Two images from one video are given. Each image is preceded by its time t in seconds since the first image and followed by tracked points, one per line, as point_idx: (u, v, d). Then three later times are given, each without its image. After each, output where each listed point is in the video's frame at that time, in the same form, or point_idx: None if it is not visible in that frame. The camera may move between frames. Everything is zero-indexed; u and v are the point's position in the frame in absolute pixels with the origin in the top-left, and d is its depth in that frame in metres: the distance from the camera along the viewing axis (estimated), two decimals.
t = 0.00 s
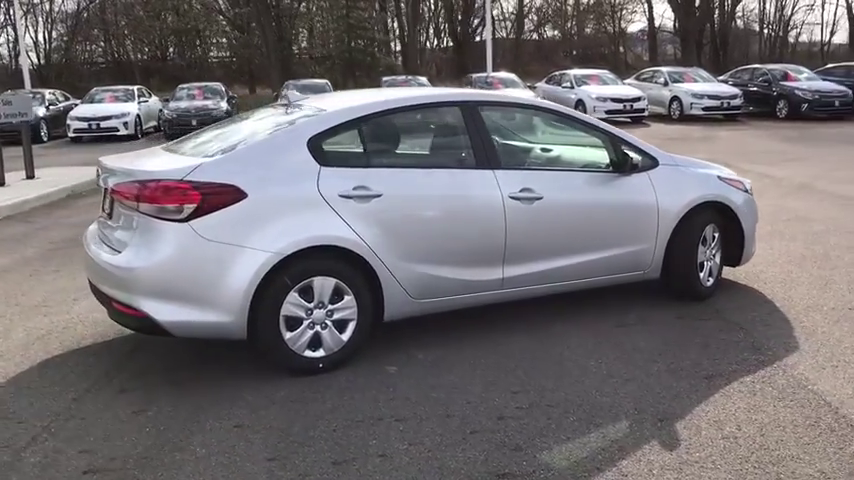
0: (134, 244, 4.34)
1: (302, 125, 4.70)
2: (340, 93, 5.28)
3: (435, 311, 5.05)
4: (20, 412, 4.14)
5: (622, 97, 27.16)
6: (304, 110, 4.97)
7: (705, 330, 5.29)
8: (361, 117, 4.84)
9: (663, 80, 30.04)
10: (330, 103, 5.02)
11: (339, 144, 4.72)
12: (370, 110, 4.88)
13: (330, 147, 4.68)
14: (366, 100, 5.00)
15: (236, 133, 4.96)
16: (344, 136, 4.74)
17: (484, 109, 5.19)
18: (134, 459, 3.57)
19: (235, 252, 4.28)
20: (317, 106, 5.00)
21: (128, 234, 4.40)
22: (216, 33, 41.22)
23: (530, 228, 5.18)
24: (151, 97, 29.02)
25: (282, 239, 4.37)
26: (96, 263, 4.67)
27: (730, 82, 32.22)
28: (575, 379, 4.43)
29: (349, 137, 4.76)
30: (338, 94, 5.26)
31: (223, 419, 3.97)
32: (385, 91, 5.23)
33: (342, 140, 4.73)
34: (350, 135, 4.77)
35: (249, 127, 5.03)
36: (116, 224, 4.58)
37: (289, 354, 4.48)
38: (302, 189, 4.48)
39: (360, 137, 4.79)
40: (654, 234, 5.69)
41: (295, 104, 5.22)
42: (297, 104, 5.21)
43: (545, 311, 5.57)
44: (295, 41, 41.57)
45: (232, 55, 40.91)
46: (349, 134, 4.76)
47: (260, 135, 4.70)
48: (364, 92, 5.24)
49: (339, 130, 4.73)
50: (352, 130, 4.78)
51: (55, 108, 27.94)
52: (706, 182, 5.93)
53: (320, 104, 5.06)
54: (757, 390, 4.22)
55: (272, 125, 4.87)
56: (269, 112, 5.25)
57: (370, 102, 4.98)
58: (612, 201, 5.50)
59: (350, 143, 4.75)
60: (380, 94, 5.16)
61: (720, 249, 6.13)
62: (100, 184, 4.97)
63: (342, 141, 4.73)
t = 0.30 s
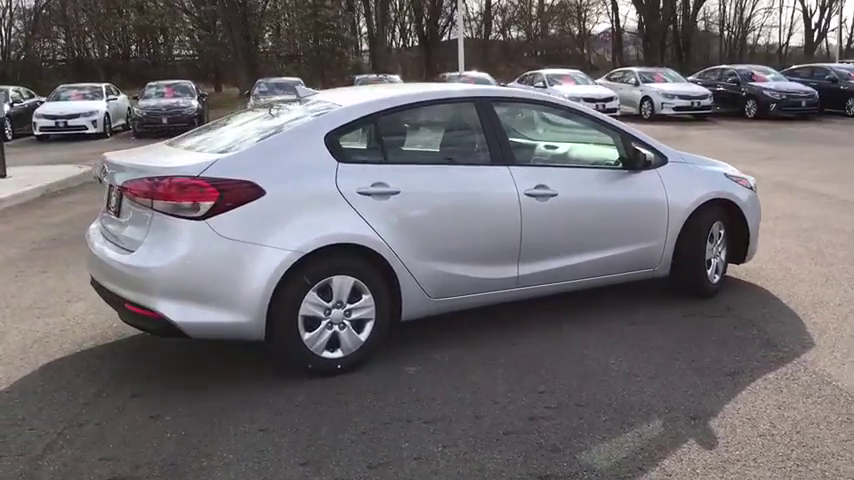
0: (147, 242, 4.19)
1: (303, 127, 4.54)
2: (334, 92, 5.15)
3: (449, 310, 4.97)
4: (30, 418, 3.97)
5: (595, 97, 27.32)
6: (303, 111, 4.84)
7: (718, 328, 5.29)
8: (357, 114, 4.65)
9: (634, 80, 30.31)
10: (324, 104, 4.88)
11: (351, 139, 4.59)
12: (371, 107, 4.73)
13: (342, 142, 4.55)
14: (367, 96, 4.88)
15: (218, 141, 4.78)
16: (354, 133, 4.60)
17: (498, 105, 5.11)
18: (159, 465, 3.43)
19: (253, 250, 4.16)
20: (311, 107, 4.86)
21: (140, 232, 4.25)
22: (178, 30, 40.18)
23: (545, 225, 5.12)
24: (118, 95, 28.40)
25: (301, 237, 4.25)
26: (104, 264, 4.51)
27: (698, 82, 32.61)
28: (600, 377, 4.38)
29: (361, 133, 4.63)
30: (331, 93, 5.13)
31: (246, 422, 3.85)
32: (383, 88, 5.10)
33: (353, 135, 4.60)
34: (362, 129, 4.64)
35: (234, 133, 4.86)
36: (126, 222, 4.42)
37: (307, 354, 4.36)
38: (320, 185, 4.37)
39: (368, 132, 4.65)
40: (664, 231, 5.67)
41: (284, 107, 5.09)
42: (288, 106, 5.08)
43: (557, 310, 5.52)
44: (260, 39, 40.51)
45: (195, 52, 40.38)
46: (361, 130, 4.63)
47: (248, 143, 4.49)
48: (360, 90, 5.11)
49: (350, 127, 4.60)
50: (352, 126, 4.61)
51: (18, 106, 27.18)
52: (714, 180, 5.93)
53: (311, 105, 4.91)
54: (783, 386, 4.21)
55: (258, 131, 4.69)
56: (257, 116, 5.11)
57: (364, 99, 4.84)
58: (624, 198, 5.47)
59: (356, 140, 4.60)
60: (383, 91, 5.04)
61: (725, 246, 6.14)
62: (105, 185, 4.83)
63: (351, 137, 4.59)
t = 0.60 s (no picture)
0: (163, 245, 4.01)
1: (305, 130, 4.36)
2: (323, 96, 5.00)
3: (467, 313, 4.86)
4: (42, 432, 3.78)
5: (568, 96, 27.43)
6: (293, 117, 4.69)
7: (735, 329, 5.25)
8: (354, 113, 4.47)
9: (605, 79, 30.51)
10: (316, 109, 4.72)
11: (365, 137, 4.44)
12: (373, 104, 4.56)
13: (356, 140, 4.39)
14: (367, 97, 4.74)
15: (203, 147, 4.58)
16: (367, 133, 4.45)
17: (515, 103, 5.01)
18: None
19: (275, 253, 4.01)
20: (298, 114, 4.71)
21: (155, 235, 4.07)
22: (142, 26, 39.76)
23: (563, 226, 5.03)
24: (84, 93, 27.80)
25: (323, 240, 4.11)
26: (113, 268, 4.32)
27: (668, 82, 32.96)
28: (627, 381, 4.31)
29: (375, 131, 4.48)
30: (320, 98, 4.98)
31: (273, 433, 3.70)
32: (377, 89, 4.97)
33: (367, 135, 4.45)
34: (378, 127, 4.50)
35: (216, 141, 4.67)
36: (137, 225, 4.23)
37: (328, 361, 4.22)
38: (341, 186, 4.23)
39: (381, 131, 4.50)
40: (676, 231, 5.62)
41: (267, 116, 4.96)
42: (271, 114, 4.95)
43: (571, 313, 5.44)
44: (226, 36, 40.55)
45: (156, 50, 39.92)
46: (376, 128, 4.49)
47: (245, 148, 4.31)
48: (348, 94, 4.97)
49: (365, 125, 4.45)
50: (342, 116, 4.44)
51: None
52: (723, 179, 5.90)
53: (297, 112, 4.76)
54: (813, 387, 4.17)
55: (246, 140, 4.47)
56: (237, 125, 4.94)
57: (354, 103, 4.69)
58: (639, 198, 5.41)
59: (368, 140, 4.44)
60: (384, 91, 4.91)
61: (733, 245, 6.12)
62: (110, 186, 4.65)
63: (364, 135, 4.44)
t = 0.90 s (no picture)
0: (180, 249, 3.85)
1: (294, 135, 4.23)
2: (301, 103, 4.91)
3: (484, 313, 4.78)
4: (58, 445, 3.61)
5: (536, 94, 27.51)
6: (274, 125, 4.58)
7: (746, 324, 5.27)
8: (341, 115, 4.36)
9: (572, 77, 30.67)
10: (298, 116, 4.63)
11: (381, 132, 4.32)
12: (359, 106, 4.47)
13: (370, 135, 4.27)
14: (350, 101, 4.65)
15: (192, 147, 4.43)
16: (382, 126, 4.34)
17: (528, 99, 4.95)
18: None
19: (298, 255, 3.89)
20: (280, 123, 4.60)
21: (170, 237, 3.91)
22: (98, 25, 38.84)
23: (577, 224, 4.99)
24: (42, 93, 27.03)
25: (346, 241, 3.99)
26: (125, 270, 4.15)
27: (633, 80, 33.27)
28: (652, 379, 4.27)
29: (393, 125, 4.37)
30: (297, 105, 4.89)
31: (303, 441, 3.58)
32: (360, 90, 4.87)
33: (385, 129, 4.35)
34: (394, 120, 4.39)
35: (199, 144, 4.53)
36: (148, 227, 4.06)
37: (351, 365, 4.11)
38: (362, 184, 4.11)
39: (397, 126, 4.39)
40: (683, 228, 5.62)
41: (244, 126, 4.85)
42: (249, 124, 4.84)
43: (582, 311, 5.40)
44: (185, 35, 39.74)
45: (111, 50, 39.12)
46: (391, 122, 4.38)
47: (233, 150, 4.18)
48: (329, 98, 4.87)
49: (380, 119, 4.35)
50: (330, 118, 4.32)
51: None
52: (727, 175, 5.91)
53: (277, 119, 4.66)
54: (837, 382, 4.18)
55: (233, 145, 4.35)
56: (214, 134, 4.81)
57: (336, 107, 4.59)
58: (649, 194, 5.39)
59: (383, 134, 4.33)
60: (369, 92, 4.81)
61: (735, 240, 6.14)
62: (116, 186, 4.46)
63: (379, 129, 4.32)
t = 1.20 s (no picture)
0: (211, 256, 3.77)
1: (290, 148, 4.14)
2: (287, 116, 4.82)
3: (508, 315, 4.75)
4: (93, 462, 3.48)
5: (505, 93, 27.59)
6: (261, 139, 4.48)
7: (761, 319, 5.32)
8: (332, 129, 4.28)
9: (539, 74, 30.82)
10: (286, 129, 4.54)
11: (404, 132, 4.26)
12: (349, 117, 4.40)
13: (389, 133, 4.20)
14: (340, 111, 4.59)
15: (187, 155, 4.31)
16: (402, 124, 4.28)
17: (546, 99, 4.94)
18: None
19: (333, 260, 3.83)
20: (266, 136, 4.50)
21: (202, 243, 3.82)
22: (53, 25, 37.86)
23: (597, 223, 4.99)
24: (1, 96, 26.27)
25: (380, 245, 3.94)
26: (149, 277, 4.03)
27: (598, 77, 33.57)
28: (683, 377, 4.29)
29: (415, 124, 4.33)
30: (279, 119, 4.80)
31: (349, 451, 3.51)
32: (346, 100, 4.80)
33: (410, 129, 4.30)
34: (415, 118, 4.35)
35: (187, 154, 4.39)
36: (176, 234, 3.96)
37: (384, 370, 4.05)
38: (394, 187, 4.06)
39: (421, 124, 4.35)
40: (695, 224, 5.66)
41: (230, 137, 4.71)
42: (234, 136, 4.71)
43: (598, 311, 5.41)
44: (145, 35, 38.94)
45: (67, 50, 38.20)
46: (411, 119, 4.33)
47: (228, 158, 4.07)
48: (314, 109, 4.79)
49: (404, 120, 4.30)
50: (323, 133, 4.24)
51: None
52: (733, 172, 5.97)
53: (263, 134, 4.55)
54: None
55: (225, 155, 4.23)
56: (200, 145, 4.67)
57: (320, 120, 4.52)
58: (663, 192, 5.41)
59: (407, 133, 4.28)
60: (357, 101, 4.75)
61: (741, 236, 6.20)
62: (135, 191, 4.32)
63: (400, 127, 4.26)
